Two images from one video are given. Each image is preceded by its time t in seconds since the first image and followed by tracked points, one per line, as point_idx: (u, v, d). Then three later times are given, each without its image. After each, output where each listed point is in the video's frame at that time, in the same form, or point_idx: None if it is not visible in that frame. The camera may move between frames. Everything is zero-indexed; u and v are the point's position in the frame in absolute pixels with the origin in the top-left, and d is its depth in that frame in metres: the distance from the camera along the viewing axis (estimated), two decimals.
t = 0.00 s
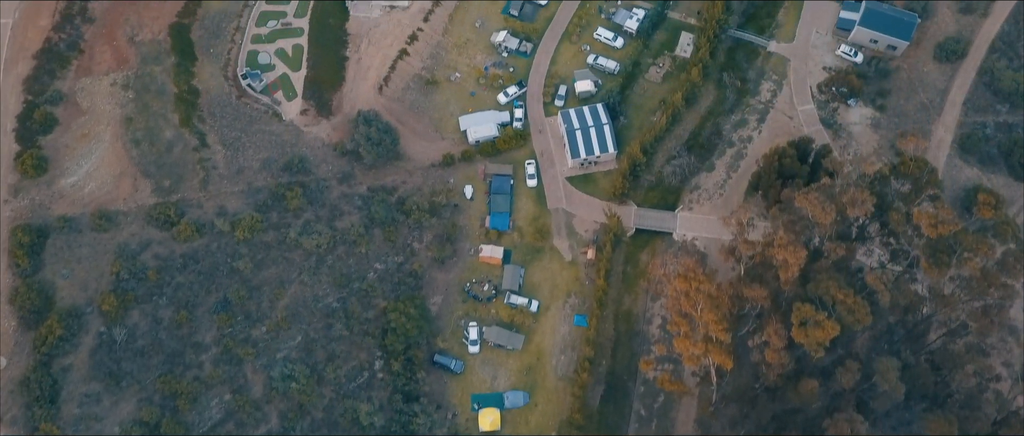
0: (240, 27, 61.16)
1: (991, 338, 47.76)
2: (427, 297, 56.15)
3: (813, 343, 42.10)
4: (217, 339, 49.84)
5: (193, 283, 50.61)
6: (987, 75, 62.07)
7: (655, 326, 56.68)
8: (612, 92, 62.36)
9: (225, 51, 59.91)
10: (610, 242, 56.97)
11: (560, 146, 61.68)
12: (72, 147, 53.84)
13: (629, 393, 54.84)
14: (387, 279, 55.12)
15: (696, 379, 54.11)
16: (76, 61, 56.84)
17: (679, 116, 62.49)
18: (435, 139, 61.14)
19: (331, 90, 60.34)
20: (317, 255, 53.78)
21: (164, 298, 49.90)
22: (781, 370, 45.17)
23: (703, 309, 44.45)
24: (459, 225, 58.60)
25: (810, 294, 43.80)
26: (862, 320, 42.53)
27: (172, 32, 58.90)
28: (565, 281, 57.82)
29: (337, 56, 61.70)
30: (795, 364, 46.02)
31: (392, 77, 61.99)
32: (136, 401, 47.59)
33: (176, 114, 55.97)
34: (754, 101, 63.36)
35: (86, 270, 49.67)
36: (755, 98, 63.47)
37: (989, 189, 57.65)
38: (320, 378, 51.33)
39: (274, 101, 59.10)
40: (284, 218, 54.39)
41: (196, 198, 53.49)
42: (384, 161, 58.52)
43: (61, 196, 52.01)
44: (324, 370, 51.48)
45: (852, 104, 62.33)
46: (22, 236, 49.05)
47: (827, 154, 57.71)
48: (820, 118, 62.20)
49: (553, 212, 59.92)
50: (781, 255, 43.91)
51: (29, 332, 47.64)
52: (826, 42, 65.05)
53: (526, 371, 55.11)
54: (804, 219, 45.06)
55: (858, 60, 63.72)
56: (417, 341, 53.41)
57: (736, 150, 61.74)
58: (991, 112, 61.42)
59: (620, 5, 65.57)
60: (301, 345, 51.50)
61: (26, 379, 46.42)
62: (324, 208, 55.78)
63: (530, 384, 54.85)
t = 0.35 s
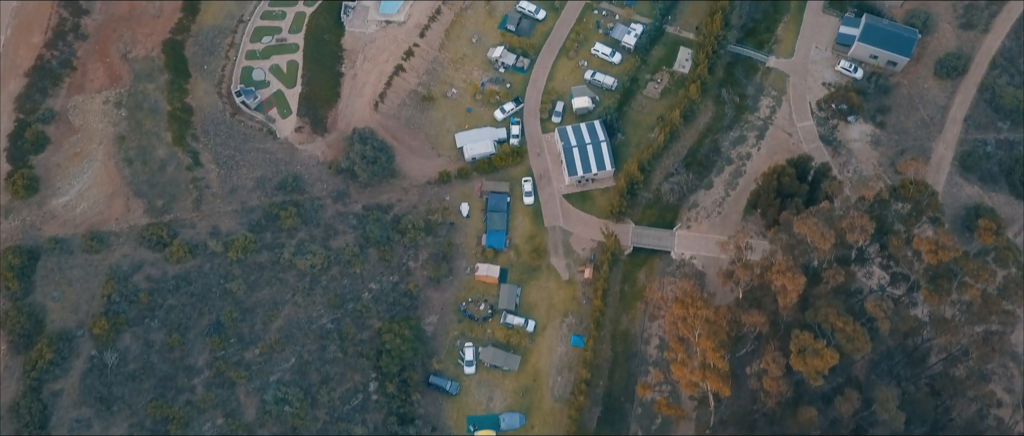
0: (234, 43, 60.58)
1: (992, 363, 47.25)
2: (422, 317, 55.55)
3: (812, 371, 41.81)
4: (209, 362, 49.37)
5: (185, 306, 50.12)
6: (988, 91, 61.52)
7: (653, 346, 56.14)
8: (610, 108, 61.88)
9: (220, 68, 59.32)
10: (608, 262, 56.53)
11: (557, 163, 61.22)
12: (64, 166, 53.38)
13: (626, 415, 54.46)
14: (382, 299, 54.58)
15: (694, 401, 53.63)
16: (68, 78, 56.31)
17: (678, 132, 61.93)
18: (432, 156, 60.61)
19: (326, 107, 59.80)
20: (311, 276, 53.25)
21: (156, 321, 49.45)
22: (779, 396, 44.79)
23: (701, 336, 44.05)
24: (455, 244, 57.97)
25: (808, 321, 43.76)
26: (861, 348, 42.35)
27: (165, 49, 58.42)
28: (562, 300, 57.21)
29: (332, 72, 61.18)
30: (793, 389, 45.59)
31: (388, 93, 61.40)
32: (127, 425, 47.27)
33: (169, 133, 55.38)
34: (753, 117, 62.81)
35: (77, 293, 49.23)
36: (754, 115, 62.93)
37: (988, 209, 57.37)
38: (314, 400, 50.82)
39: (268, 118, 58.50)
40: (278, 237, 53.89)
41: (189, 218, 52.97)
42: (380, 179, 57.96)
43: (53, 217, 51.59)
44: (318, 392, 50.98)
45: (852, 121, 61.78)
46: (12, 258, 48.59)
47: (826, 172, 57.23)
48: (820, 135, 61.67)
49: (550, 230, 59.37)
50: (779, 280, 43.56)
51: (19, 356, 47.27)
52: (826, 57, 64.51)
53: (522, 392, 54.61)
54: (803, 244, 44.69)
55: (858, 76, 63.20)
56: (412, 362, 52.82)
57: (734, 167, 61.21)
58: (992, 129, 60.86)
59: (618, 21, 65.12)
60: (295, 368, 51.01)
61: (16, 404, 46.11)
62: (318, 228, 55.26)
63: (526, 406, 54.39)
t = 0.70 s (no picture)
0: (228, 61, 60.00)
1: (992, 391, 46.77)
2: (417, 340, 54.94)
3: (811, 403, 41.83)
4: (201, 388, 48.90)
5: (177, 331, 49.64)
6: (989, 110, 60.94)
7: (650, 369, 55.60)
8: (607, 127, 61.35)
9: (213, 87, 58.73)
10: (605, 283, 55.76)
11: (554, 182, 60.66)
12: (55, 188, 52.91)
13: None
14: (376, 322, 54.00)
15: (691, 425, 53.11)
16: (59, 98, 55.85)
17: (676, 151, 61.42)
18: (427, 175, 60.04)
19: (321, 125, 59.21)
20: (305, 299, 52.70)
21: (146, 346, 48.99)
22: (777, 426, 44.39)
23: (699, 367, 44.07)
24: (451, 265, 57.35)
25: (807, 352, 43.79)
26: (860, 379, 42.14)
27: (158, 67, 57.87)
28: (558, 322, 56.59)
29: (327, 91, 60.60)
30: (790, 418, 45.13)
31: (383, 111, 60.84)
32: None
33: (161, 154, 54.79)
34: (752, 136, 62.23)
35: (67, 318, 48.82)
36: (752, 133, 62.34)
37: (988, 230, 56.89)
38: (306, 426, 50.25)
39: (262, 137, 57.92)
40: (271, 260, 53.35)
41: (181, 240, 52.41)
42: (374, 199, 57.37)
43: (43, 240, 51.12)
44: (311, 417, 50.41)
45: (852, 140, 61.22)
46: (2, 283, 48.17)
47: (825, 192, 56.63)
48: (819, 154, 61.16)
49: (547, 250, 58.75)
50: (777, 310, 43.11)
51: (9, 382, 46.91)
52: (826, 74, 63.96)
53: (518, 416, 54.09)
54: (801, 273, 44.38)
55: (858, 94, 62.61)
56: (407, 386, 52.23)
57: (733, 186, 60.60)
58: (993, 149, 60.24)
59: (615, 37, 64.65)
60: (287, 393, 50.49)
61: (6, 432, 45.79)
62: (312, 250, 54.70)
63: (521, 430, 53.87)
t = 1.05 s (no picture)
0: (222, 78, 59.48)
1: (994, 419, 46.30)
2: (412, 361, 54.34)
3: (809, 433, 41.99)
4: (193, 412, 48.52)
5: (168, 354, 49.25)
6: (990, 127, 60.39)
7: (648, 390, 55.11)
8: (604, 144, 60.90)
9: (207, 104, 58.24)
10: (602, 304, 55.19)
11: (551, 200, 60.13)
12: (47, 208, 52.47)
13: None
14: (371, 343, 53.49)
15: None
16: (52, 116, 55.38)
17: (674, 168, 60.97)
18: (423, 193, 59.51)
19: (316, 143, 58.74)
20: (299, 321, 52.21)
21: (138, 370, 48.66)
22: None
23: (697, 395, 44.15)
24: (447, 284, 56.82)
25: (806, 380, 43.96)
26: (859, 409, 42.23)
27: (151, 84, 57.35)
28: (555, 343, 56.02)
29: (322, 108, 60.13)
30: None
31: (379, 128, 60.35)
32: None
33: (154, 173, 54.20)
34: (751, 153, 61.70)
35: (57, 341, 48.50)
36: (751, 150, 61.82)
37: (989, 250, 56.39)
38: None
39: (256, 155, 57.37)
40: (265, 281, 52.83)
41: (174, 261, 51.88)
42: (369, 218, 56.82)
43: (34, 261, 50.63)
44: None
45: (852, 157, 60.74)
46: None
47: (824, 211, 56.23)
48: (818, 172, 60.67)
49: (543, 269, 58.16)
50: (775, 338, 43.12)
51: None
52: (825, 90, 63.44)
53: None
54: (801, 300, 44.39)
55: (858, 110, 62.08)
56: (402, 409, 51.91)
57: (731, 204, 60.08)
58: (993, 167, 59.67)
59: (613, 53, 64.19)
60: (280, 416, 50.08)
61: None
62: (307, 270, 54.21)
63: None
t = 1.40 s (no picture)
0: (215, 96, 58.92)
1: None
2: (407, 385, 53.75)
3: None
4: None
5: (160, 380, 49.25)
6: (991, 147, 59.80)
7: (645, 414, 54.61)
8: (601, 164, 60.42)
9: (200, 123, 57.70)
10: (599, 326, 54.55)
11: (548, 219, 59.50)
12: (37, 231, 51.91)
13: None
14: (365, 367, 52.90)
15: None
16: (43, 136, 54.83)
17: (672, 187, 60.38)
18: (419, 212, 58.91)
19: (310, 162, 58.10)
20: (292, 345, 51.78)
21: (129, 397, 48.65)
22: None
23: (695, 423, 45.68)
24: (442, 306, 56.16)
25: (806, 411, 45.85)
26: None
27: (144, 104, 56.80)
28: (552, 366, 55.43)
29: (316, 126, 59.48)
30: None
31: (374, 147, 59.71)
32: None
33: (146, 195, 53.69)
34: (750, 172, 61.09)
35: (47, 368, 48.21)
36: (750, 169, 61.22)
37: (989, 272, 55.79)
38: None
39: (250, 176, 56.83)
40: (258, 304, 52.27)
41: (166, 285, 51.36)
42: (364, 239, 56.26)
43: (24, 285, 50.15)
44: None
45: (852, 176, 60.07)
46: None
47: (823, 233, 55.80)
48: (817, 191, 60.06)
49: (540, 290, 57.54)
50: (773, 369, 44.68)
51: None
52: (825, 108, 62.84)
53: None
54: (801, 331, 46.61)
55: (858, 129, 61.47)
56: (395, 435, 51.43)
57: (730, 224, 59.49)
58: (994, 186, 59.06)
59: (610, 70, 63.66)
60: None
61: None
62: (300, 293, 53.60)
63: None
